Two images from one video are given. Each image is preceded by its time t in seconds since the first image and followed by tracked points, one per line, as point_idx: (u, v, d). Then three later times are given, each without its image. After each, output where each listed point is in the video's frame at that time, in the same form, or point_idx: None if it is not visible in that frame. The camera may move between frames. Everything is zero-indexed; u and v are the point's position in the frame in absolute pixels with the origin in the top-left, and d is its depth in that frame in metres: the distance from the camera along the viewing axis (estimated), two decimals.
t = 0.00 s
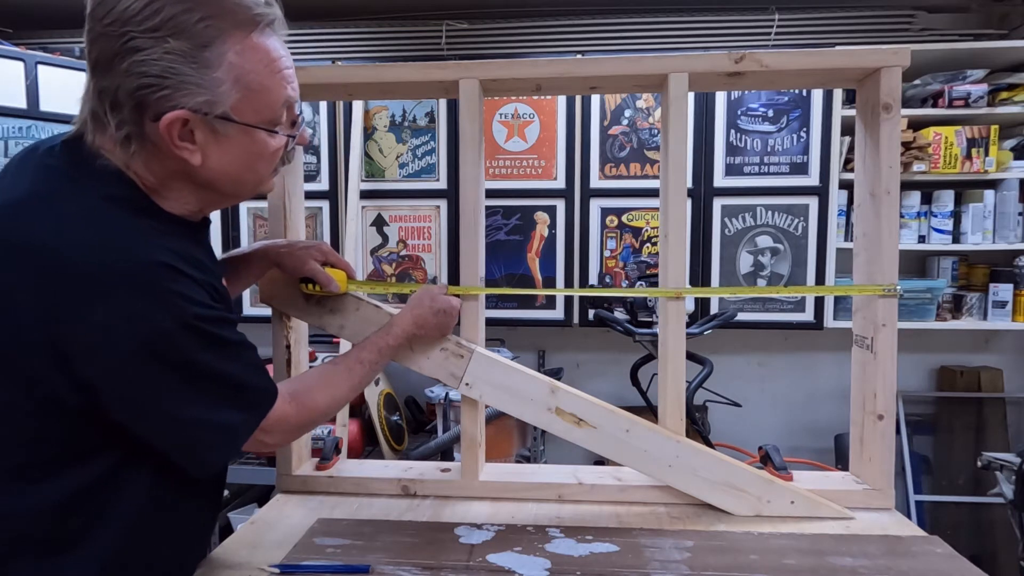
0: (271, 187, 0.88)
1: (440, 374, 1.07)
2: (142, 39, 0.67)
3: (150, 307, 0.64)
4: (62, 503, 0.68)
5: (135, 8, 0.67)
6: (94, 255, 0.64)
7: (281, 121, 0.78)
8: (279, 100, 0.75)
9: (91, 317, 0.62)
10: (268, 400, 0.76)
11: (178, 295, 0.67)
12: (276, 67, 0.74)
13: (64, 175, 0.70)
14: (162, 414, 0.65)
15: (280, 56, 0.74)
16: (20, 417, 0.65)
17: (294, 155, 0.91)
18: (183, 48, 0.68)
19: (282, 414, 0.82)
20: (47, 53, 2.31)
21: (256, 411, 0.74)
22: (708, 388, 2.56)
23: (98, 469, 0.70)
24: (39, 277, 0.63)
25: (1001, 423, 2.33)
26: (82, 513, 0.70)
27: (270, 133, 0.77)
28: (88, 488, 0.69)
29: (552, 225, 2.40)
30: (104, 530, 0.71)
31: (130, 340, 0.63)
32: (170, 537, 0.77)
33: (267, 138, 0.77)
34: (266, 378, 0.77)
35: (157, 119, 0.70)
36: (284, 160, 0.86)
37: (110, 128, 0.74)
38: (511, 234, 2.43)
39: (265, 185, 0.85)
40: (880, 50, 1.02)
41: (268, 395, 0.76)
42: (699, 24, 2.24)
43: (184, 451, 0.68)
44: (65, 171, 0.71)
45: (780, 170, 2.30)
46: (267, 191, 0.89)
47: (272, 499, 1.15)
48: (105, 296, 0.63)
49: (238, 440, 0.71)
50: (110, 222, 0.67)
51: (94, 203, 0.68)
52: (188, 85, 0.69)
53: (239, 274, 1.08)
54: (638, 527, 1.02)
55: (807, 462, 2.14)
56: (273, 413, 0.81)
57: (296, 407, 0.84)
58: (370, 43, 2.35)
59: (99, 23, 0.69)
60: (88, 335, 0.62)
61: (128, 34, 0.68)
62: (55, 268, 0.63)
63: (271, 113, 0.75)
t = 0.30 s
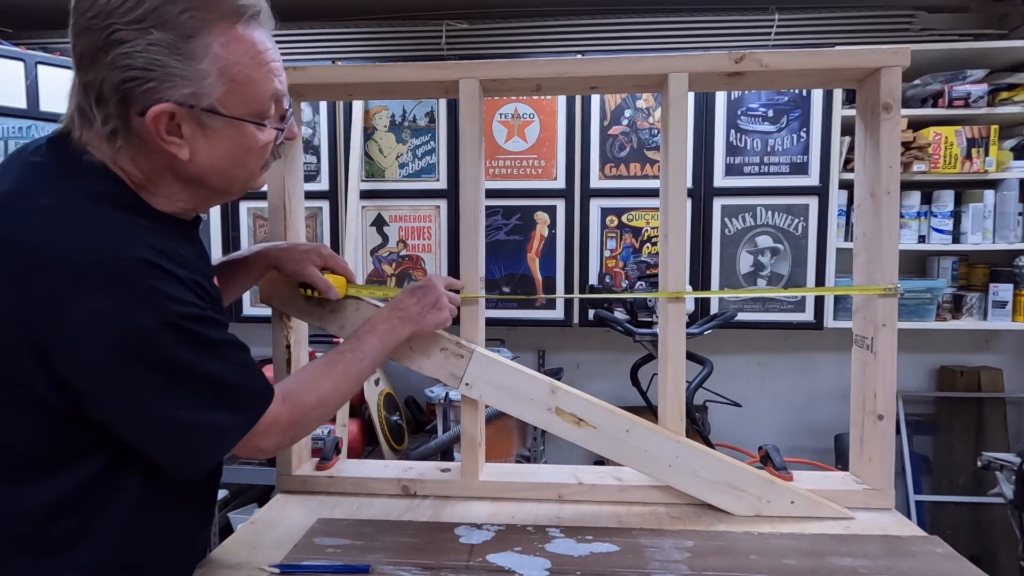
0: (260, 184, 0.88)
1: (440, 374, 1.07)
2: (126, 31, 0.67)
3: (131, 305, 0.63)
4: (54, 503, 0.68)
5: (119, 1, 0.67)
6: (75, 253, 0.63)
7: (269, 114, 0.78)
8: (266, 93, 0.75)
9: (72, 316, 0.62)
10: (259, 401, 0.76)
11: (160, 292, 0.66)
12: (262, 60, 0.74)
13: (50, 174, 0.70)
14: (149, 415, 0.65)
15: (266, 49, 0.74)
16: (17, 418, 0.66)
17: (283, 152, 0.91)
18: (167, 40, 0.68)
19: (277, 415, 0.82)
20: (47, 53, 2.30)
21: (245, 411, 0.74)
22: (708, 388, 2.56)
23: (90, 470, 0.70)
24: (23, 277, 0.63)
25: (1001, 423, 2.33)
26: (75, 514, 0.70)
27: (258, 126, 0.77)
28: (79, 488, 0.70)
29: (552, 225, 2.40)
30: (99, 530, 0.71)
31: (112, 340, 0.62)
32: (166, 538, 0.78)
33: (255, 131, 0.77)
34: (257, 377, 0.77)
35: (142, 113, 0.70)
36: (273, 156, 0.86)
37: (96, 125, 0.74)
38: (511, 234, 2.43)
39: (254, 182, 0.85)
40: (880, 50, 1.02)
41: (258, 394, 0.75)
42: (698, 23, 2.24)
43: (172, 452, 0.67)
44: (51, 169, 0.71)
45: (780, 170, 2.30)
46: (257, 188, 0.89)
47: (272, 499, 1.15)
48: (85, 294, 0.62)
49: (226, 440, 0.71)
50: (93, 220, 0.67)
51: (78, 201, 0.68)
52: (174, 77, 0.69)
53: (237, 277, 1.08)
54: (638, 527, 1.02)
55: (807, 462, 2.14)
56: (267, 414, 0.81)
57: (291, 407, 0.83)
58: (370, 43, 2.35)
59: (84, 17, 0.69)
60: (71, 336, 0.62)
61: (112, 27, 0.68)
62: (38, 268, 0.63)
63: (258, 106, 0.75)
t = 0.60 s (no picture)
0: (255, 182, 0.87)
1: (440, 374, 1.07)
2: (114, 27, 0.67)
3: (125, 302, 0.63)
4: (53, 501, 0.68)
5: None
6: (71, 250, 0.64)
7: (262, 112, 0.78)
8: (259, 90, 0.75)
9: (68, 313, 0.62)
10: (259, 396, 0.75)
11: (155, 290, 0.66)
12: (254, 56, 0.74)
13: (47, 173, 0.71)
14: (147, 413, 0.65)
15: (258, 45, 0.74)
16: (19, 416, 0.67)
17: (278, 150, 0.91)
18: (156, 36, 0.68)
19: (277, 413, 0.82)
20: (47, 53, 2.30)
21: (245, 407, 0.73)
22: (708, 388, 2.56)
23: (89, 467, 0.70)
24: (21, 275, 0.63)
25: (1001, 423, 2.33)
26: (75, 511, 0.70)
27: (250, 124, 0.77)
28: (79, 485, 0.70)
29: (552, 225, 2.40)
30: (98, 528, 0.71)
31: (107, 337, 0.62)
32: (167, 537, 0.77)
33: (247, 128, 0.76)
34: (257, 372, 0.76)
35: (133, 110, 0.70)
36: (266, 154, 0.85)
37: (86, 122, 0.74)
38: (511, 234, 2.43)
39: (248, 180, 0.85)
40: (880, 50, 1.02)
41: (257, 390, 0.75)
42: (698, 23, 2.24)
43: (170, 449, 0.67)
44: (48, 168, 0.71)
45: (780, 170, 2.30)
46: (251, 187, 0.89)
47: (272, 499, 1.15)
48: (80, 292, 0.63)
49: (224, 437, 0.70)
50: (89, 218, 0.67)
51: (76, 199, 0.68)
52: (163, 73, 0.69)
53: (236, 279, 1.08)
54: (638, 527, 1.02)
55: (807, 462, 2.14)
56: (268, 411, 0.81)
57: (293, 405, 0.83)
58: (370, 43, 2.35)
59: (72, 13, 0.69)
60: (68, 334, 0.62)
61: (101, 23, 0.68)
62: (35, 266, 0.63)
63: (250, 104, 0.75)
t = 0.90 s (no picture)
0: (251, 181, 0.87)
1: (440, 374, 1.07)
2: (109, 23, 0.67)
3: (121, 301, 0.63)
4: (52, 501, 0.68)
5: None
6: (66, 250, 0.64)
7: (258, 109, 0.78)
8: (255, 87, 0.75)
9: (64, 313, 0.62)
10: (256, 396, 0.75)
11: (151, 290, 0.66)
12: (250, 54, 0.74)
13: (44, 172, 0.71)
14: (145, 413, 0.65)
15: (254, 43, 0.74)
16: (20, 415, 0.67)
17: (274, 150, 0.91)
18: (151, 32, 0.68)
19: (276, 413, 0.82)
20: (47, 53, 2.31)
21: (243, 406, 0.73)
22: (708, 388, 2.56)
23: (89, 466, 0.70)
24: (16, 275, 0.63)
25: (1001, 423, 2.33)
26: (75, 511, 0.70)
27: (246, 122, 0.77)
28: (80, 485, 0.70)
29: (552, 225, 2.40)
30: (98, 527, 0.71)
31: (102, 336, 0.62)
32: (166, 536, 0.77)
33: (243, 126, 0.77)
34: (253, 372, 0.76)
35: (128, 107, 0.70)
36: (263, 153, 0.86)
37: (80, 120, 0.73)
38: (511, 234, 2.43)
39: (244, 179, 0.85)
40: (880, 50, 1.02)
41: (255, 389, 0.75)
42: (698, 23, 2.24)
43: (169, 449, 0.67)
44: (45, 167, 0.71)
45: (780, 170, 2.30)
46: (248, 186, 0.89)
47: (272, 499, 1.15)
48: (75, 290, 0.62)
49: (222, 436, 0.70)
50: (87, 218, 0.67)
51: (74, 200, 0.68)
52: (158, 70, 0.69)
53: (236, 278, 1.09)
54: (638, 527, 1.02)
55: (807, 462, 2.14)
56: (265, 410, 0.81)
57: (290, 405, 0.83)
58: (370, 43, 2.35)
59: (66, 10, 0.69)
60: (65, 334, 0.62)
61: (95, 19, 0.67)
62: (32, 266, 0.63)
63: (247, 102, 0.75)
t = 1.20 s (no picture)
0: (255, 182, 0.88)
1: (440, 374, 1.07)
2: (122, 26, 0.67)
3: (127, 302, 0.63)
4: (54, 501, 0.68)
5: None
6: (72, 250, 0.64)
7: (266, 113, 0.78)
8: (263, 91, 0.75)
9: (69, 313, 0.62)
10: (259, 395, 0.75)
11: (158, 290, 0.66)
12: (259, 58, 0.74)
13: (48, 171, 0.70)
14: (148, 413, 0.65)
15: (264, 47, 0.75)
16: (19, 415, 0.67)
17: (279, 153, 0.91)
18: (163, 35, 0.68)
19: (278, 411, 0.82)
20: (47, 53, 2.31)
21: (246, 406, 0.73)
22: (708, 388, 2.56)
23: (91, 466, 0.70)
24: (19, 274, 0.63)
25: (1001, 423, 2.33)
26: (75, 511, 0.70)
27: (253, 125, 0.77)
28: (81, 484, 0.70)
29: (552, 225, 2.40)
30: (98, 527, 0.71)
31: (108, 336, 0.62)
32: (166, 536, 0.77)
33: (251, 129, 0.77)
34: (257, 371, 0.76)
35: (138, 109, 0.70)
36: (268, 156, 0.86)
37: (89, 120, 0.73)
38: (511, 234, 2.43)
39: (248, 182, 0.85)
40: (880, 50, 1.02)
41: (259, 390, 0.75)
42: (698, 23, 2.24)
43: (171, 449, 0.67)
44: (49, 167, 0.71)
45: (780, 170, 2.30)
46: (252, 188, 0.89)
47: (272, 499, 1.15)
48: (81, 290, 0.62)
49: (226, 437, 0.71)
50: (91, 218, 0.67)
51: (77, 200, 0.68)
52: (169, 73, 0.69)
53: (235, 278, 1.07)
54: (638, 527, 1.02)
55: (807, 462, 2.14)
56: (268, 409, 0.81)
57: (293, 402, 0.83)
58: (370, 43, 2.35)
59: (79, 11, 0.69)
60: (69, 334, 0.62)
61: (108, 22, 0.67)
62: (36, 266, 0.63)
63: (254, 105, 0.75)
